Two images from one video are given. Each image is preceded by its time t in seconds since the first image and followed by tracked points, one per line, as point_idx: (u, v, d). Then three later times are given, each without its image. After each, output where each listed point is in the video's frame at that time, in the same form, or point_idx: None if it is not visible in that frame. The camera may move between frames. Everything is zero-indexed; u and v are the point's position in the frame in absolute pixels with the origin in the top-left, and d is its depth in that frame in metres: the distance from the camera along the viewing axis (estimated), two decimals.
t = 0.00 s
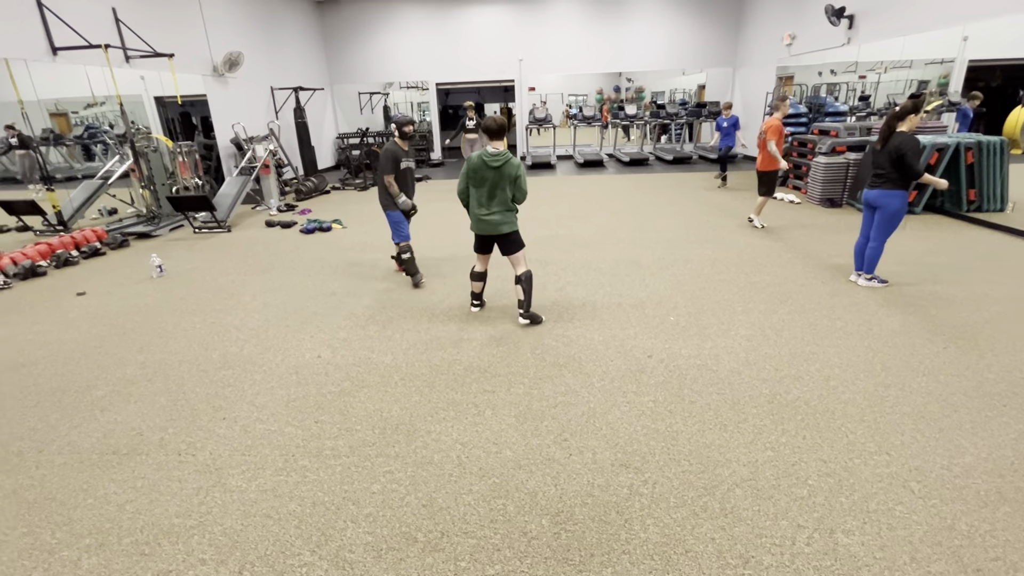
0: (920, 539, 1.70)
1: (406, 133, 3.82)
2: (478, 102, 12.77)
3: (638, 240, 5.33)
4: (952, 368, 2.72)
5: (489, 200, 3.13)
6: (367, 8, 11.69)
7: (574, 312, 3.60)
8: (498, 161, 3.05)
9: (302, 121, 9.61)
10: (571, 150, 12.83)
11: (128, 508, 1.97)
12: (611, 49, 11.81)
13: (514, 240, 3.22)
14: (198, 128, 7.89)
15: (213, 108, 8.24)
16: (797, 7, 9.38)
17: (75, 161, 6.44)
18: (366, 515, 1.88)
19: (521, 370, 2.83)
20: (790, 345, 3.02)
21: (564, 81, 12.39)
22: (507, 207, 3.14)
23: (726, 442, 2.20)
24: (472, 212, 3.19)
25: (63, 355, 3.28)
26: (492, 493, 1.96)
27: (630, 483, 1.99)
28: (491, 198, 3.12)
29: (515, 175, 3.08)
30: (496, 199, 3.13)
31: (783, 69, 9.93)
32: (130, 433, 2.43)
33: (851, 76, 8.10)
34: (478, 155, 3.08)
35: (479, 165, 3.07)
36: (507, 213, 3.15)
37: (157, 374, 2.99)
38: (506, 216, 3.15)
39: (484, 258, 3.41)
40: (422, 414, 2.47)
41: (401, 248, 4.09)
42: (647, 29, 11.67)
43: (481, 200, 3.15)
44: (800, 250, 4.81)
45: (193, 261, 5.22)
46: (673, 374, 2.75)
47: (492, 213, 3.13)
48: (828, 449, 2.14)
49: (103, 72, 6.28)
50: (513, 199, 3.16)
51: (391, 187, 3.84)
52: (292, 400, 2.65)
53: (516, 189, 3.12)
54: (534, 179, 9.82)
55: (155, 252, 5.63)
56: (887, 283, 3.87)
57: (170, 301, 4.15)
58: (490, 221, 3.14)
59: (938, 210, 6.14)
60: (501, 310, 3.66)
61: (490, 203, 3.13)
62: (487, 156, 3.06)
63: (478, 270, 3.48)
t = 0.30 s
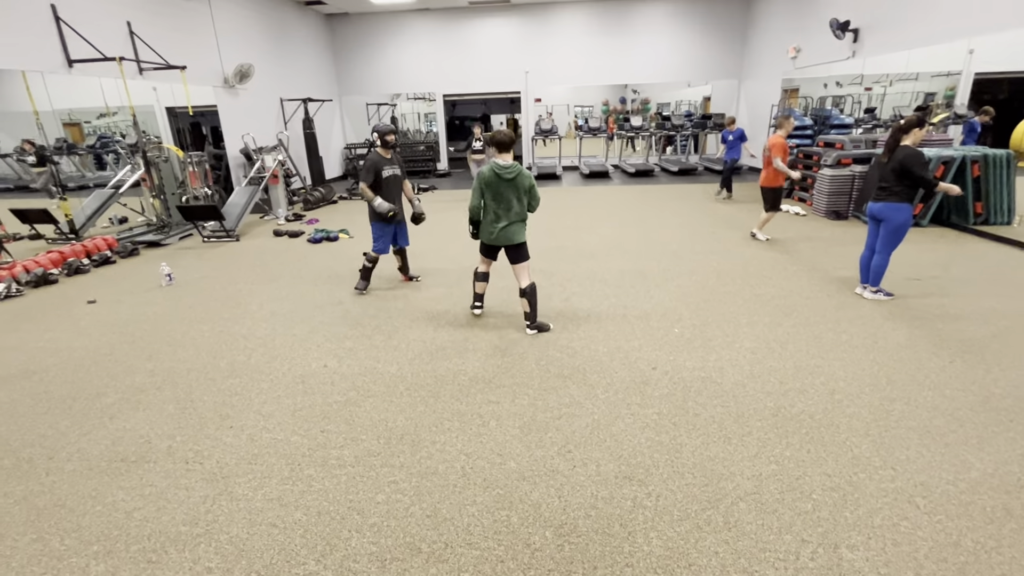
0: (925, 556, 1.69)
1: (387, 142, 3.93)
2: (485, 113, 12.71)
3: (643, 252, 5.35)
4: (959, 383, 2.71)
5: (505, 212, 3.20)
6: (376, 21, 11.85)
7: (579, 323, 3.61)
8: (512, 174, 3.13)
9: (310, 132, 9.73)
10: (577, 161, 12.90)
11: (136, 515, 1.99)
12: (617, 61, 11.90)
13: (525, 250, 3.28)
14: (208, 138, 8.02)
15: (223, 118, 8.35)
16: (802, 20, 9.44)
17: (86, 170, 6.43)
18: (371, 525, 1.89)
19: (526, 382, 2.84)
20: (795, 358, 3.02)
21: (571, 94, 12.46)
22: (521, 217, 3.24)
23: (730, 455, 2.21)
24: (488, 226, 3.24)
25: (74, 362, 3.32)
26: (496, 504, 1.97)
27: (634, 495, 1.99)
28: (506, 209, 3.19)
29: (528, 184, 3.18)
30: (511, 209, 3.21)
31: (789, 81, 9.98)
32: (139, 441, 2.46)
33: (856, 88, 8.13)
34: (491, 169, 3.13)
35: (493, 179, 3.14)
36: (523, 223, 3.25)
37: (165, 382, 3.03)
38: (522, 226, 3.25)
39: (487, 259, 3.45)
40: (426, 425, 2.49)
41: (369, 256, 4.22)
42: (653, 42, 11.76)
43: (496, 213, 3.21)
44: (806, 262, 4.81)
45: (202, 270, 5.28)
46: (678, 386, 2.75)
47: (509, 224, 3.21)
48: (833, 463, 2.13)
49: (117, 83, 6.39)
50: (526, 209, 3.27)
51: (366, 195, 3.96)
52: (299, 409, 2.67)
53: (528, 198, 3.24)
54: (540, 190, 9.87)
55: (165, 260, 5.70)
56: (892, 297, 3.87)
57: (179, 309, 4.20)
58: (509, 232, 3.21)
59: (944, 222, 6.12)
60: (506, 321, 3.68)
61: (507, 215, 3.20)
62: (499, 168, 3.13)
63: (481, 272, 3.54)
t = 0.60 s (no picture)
0: (935, 568, 1.67)
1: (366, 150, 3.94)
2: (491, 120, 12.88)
3: (649, 259, 5.34)
4: (968, 393, 2.69)
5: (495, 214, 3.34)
6: (384, 28, 11.95)
7: (585, 329, 3.61)
8: (502, 177, 3.28)
9: (318, 137, 9.80)
10: (583, 168, 12.91)
11: (143, 518, 2.00)
12: (624, 68, 11.94)
13: (515, 251, 3.43)
14: (217, 143, 8.11)
15: (232, 124, 8.43)
16: (808, 29, 9.45)
17: (97, 174, 6.72)
18: (377, 530, 1.89)
19: (532, 389, 2.84)
20: (803, 367, 3.01)
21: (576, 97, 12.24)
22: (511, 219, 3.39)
23: (737, 464, 2.19)
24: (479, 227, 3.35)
25: (83, 365, 3.35)
26: (502, 511, 1.97)
27: (640, 504, 1.98)
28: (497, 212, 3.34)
29: (517, 190, 3.35)
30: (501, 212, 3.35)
31: (796, 89, 9.98)
32: (147, 444, 2.47)
33: (863, 96, 8.12)
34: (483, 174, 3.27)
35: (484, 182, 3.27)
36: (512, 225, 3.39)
37: (173, 385, 3.04)
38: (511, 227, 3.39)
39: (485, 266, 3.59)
40: (432, 431, 2.49)
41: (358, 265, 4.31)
42: (659, 49, 11.79)
43: (487, 215, 3.34)
44: (812, 270, 4.80)
45: (210, 274, 5.32)
46: (684, 394, 2.75)
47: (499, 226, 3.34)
48: (841, 473, 2.12)
49: (128, 89, 6.48)
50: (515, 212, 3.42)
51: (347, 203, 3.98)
52: (305, 414, 2.68)
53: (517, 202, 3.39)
54: (546, 196, 9.89)
55: (173, 264, 5.74)
56: (900, 305, 3.85)
57: (186, 313, 4.23)
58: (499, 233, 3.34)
59: (953, 231, 6.09)
60: (512, 328, 3.68)
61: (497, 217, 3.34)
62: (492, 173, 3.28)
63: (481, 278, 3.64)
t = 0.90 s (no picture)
0: None
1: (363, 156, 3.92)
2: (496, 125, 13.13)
3: (654, 264, 5.33)
4: (975, 401, 2.67)
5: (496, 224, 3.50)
6: (390, 33, 12.03)
7: (589, 334, 3.61)
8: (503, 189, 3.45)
9: (324, 141, 9.86)
10: (587, 173, 12.92)
11: (148, 519, 2.00)
12: (629, 74, 11.98)
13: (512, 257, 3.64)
14: (224, 147, 8.16)
15: (239, 127, 8.49)
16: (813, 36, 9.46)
17: (105, 176, 6.70)
18: (381, 534, 1.89)
19: (536, 394, 2.83)
20: (808, 374, 3.00)
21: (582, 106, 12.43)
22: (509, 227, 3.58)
23: (742, 471, 2.18)
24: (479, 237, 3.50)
25: (89, 366, 3.37)
26: (506, 516, 1.96)
27: (645, 510, 1.97)
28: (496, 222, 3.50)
29: (515, 200, 3.54)
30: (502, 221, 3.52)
31: (801, 96, 9.99)
32: (152, 445, 2.48)
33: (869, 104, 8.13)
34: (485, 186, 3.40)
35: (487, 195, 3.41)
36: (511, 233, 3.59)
37: (178, 387, 3.05)
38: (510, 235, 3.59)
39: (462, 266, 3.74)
40: (437, 434, 2.49)
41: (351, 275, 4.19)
42: (664, 56, 11.83)
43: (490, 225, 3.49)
44: (817, 277, 4.78)
45: (216, 276, 5.34)
46: (689, 400, 2.74)
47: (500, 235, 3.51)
48: (847, 481, 2.10)
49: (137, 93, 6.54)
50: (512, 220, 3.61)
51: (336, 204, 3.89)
52: (310, 417, 2.68)
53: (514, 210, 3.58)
54: (550, 201, 9.90)
55: (179, 267, 5.77)
56: (906, 313, 3.83)
57: (192, 315, 4.25)
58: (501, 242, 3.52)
59: (959, 239, 6.07)
60: (516, 332, 3.68)
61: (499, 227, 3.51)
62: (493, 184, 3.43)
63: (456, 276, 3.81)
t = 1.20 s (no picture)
0: None
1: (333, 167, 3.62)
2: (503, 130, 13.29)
3: (661, 271, 5.33)
4: (988, 412, 2.64)
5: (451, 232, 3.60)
6: (400, 39, 12.13)
7: (596, 341, 3.61)
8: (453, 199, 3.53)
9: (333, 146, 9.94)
10: (594, 179, 12.94)
11: (155, 521, 2.01)
12: (636, 81, 12.01)
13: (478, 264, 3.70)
14: (234, 151, 8.25)
15: (250, 132, 8.57)
16: (822, 43, 9.45)
17: (116, 180, 6.79)
18: (386, 539, 1.89)
19: (542, 400, 2.83)
20: (817, 382, 2.97)
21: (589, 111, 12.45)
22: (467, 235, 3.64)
23: (750, 479, 2.17)
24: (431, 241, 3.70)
25: (99, 368, 3.41)
26: (512, 522, 1.96)
27: (651, 518, 1.96)
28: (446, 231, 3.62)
29: (471, 209, 3.57)
30: (458, 229, 3.60)
31: (809, 103, 9.96)
32: (160, 447, 2.50)
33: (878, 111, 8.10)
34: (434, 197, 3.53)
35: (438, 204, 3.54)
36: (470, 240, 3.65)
37: (187, 389, 3.08)
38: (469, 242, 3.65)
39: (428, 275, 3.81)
40: (443, 440, 2.49)
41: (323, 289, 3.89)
42: (672, 63, 11.86)
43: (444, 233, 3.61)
44: (826, 284, 4.75)
45: (225, 280, 5.39)
46: (696, 408, 2.73)
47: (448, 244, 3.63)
48: (856, 491, 2.09)
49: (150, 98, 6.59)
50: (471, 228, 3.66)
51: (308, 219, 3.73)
52: (317, 420, 2.70)
53: (472, 219, 3.62)
54: (558, 207, 9.92)
55: (188, 270, 5.82)
56: (918, 322, 3.79)
57: (201, 317, 4.29)
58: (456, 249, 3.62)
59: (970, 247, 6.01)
60: (522, 338, 3.68)
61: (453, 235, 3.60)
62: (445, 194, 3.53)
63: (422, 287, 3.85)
